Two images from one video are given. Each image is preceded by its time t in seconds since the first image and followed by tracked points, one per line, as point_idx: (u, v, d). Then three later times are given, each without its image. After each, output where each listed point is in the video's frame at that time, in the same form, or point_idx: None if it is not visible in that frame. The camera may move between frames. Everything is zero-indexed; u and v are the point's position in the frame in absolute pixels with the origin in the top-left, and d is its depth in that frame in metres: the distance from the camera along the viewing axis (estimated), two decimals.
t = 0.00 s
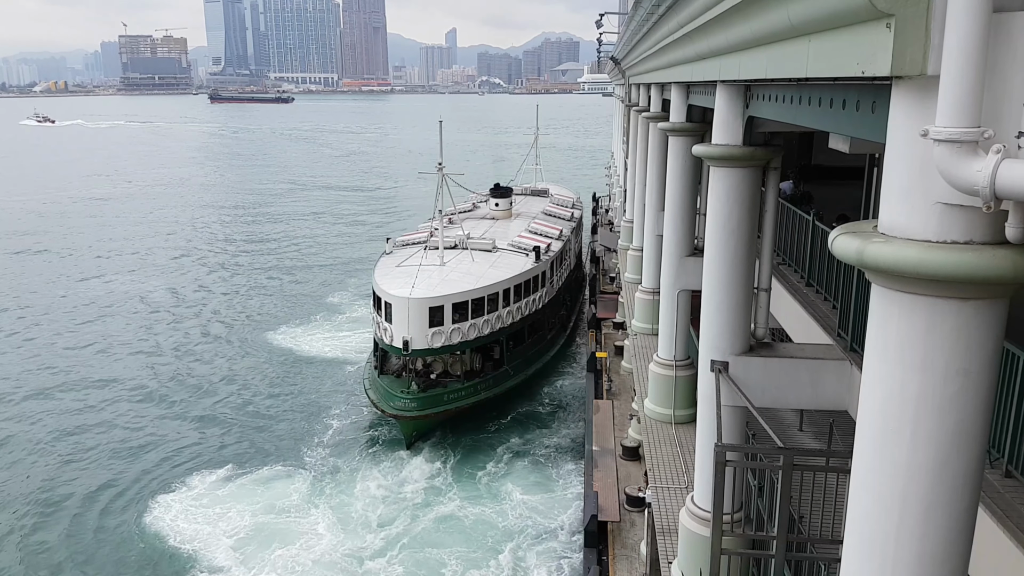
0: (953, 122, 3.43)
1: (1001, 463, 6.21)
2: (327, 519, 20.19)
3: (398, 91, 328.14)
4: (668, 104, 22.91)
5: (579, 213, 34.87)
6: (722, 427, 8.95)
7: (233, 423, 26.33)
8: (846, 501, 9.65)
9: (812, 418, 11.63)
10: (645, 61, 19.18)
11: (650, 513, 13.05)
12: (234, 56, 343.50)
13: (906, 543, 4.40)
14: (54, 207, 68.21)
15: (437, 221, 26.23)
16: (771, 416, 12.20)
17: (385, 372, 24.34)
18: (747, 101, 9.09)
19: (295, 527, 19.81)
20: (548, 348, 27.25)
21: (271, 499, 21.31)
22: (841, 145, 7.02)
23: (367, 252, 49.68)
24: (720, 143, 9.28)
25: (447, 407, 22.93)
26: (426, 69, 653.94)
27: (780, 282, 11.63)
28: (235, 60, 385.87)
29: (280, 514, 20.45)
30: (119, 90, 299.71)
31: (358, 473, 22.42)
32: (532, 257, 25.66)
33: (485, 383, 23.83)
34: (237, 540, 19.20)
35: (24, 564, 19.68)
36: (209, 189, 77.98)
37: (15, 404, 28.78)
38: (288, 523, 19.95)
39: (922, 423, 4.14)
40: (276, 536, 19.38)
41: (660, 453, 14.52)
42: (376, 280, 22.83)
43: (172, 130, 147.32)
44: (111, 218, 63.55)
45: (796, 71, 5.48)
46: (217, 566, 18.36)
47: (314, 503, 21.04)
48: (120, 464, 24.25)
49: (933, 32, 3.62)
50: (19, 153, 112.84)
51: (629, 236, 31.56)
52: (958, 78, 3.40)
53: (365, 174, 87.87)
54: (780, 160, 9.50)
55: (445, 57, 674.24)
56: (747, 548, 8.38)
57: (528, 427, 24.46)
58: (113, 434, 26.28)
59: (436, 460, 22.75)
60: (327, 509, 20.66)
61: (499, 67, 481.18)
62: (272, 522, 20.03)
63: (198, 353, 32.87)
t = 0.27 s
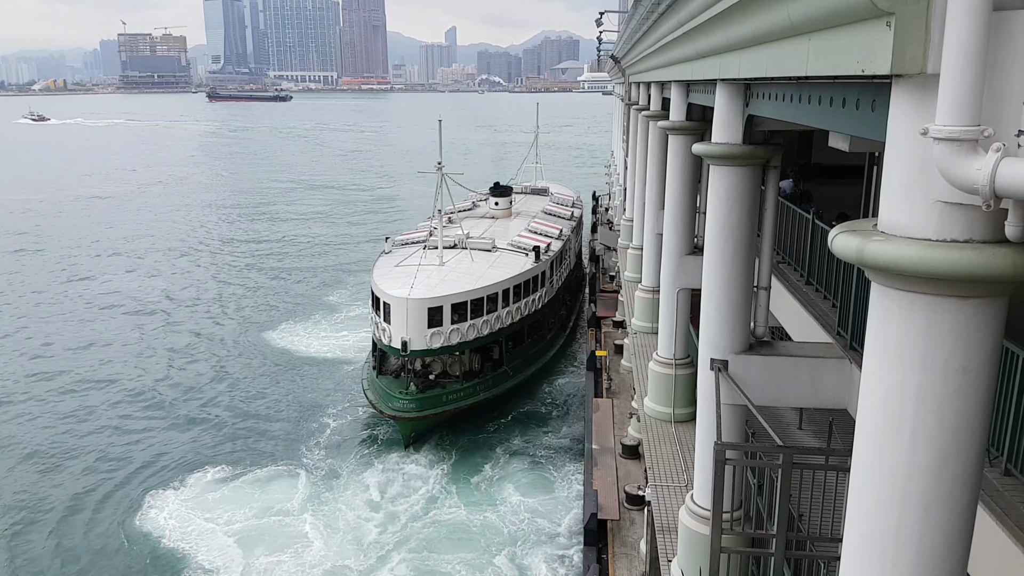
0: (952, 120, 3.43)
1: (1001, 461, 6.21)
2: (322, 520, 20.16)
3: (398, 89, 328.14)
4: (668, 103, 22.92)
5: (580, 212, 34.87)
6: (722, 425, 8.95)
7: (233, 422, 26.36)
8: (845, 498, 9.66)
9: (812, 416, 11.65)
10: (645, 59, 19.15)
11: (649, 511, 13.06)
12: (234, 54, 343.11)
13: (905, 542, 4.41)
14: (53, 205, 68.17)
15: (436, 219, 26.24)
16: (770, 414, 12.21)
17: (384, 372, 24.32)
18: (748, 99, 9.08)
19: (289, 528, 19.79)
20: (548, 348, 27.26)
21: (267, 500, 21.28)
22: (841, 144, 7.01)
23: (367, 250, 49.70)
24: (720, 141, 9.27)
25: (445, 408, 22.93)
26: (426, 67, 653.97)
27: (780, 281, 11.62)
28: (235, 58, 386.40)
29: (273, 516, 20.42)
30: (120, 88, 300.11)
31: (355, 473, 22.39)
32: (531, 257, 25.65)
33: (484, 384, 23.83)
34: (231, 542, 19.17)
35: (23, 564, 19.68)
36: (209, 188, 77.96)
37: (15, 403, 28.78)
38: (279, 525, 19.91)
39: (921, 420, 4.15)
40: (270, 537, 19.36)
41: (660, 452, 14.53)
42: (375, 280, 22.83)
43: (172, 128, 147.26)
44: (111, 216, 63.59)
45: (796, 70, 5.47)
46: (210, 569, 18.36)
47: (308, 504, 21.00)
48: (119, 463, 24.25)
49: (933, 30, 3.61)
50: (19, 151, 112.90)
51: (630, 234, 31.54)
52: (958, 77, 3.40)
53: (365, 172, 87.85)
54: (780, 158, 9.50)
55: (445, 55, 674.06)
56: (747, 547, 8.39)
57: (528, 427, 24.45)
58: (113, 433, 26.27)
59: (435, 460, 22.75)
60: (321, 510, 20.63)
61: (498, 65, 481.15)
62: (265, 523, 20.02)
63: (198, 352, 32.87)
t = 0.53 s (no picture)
0: (952, 119, 3.43)
1: (1001, 460, 6.21)
2: (317, 522, 20.10)
3: (398, 88, 328.02)
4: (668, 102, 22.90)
5: (579, 211, 34.86)
6: (721, 425, 8.95)
7: (232, 422, 26.36)
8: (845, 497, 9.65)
9: (811, 415, 11.65)
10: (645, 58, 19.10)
11: (649, 510, 13.07)
12: (233, 53, 342.96)
13: (906, 541, 4.41)
14: (52, 204, 68.12)
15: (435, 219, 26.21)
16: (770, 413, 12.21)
17: (382, 373, 24.29)
18: (747, 98, 9.06)
19: (283, 530, 19.73)
20: (547, 348, 27.25)
21: (264, 501, 21.25)
22: (841, 143, 7.00)
23: (367, 249, 49.69)
24: (720, 140, 9.26)
25: (443, 409, 22.91)
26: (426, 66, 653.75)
27: (780, 280, 11.62)
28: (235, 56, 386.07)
29: (268, 517, 20.38)
30: (120, 87, 300.09)
31: (352, 475, 22.36)
32: (531, 257, 25.64)
33: (482, 385, 23.82)
34: (225, 544, 19.13)
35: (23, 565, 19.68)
36: (209, 187, 77.93)
37: (15, 403, 28.78)
38: (271, 527, 19.84)
39: (920, 419, 4.15)
40: (264, 539, 19.31)
41: (660, 451, 14.53)
42: (374, 280, 22.81)
43: (171, 127, 147.24)
44: (111, 215, 63.60)
45: (796, 68, 5.46)
46: (204, 569, 18.33)
47: (303, 506, 20.96)
48: (120, 463, 24.25)
49: (932, 30, 3.61)
50: (19, 150, 112.93)
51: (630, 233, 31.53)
52: (958, 76, 3.40)
53: (365, 171, 87.81)
54: (780, 157, 9.49)
55: (445, 54, 673.71)
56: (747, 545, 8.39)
57: (527, 428, 24.43)
58: (112, 433, 26.26)
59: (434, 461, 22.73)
60: (316, 512, 20.59)
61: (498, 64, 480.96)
62: (258, 524, 19.99)
63: (198, 352, 32.86)
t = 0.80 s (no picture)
0: (953, 118, 3.42)
1: (1001, 460, 6.21)
2: (314, 524, 20.05)
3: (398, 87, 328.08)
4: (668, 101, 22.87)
5: (579, 210, 34.85)
6: (721, 424, 8.94)
7: (232, 421, 26.37)
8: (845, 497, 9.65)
9: (812, 414, 11.65)
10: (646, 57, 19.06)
11: (650, 509, 13.07)
12: (234, 52, 342.69)
13: (906, 541, 4.41)
14: (51, 203, 68.08)
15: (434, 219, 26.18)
16: (770, 413, 12.20)
17: (381, 374, 24.23)
18: (747, 97, 9.05)
19: (277, 531, 19.70)
20: (547, 348, 27.21)
21: (260, 502, 21.23)
22: (842, 142, 7.00)
23: (367, 249, 49.68)
24: (720, 139, 9.24)
25: (443, 410, 22.78)
26: (426, 65, 653.74)
27: (780, 279, 11.61)
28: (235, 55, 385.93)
29: (263, 518, 20.33)
30: (120, 86, 300.12)
31: (350, 476, 22.32)
32: (530, 257, 25.64)
33: (481, 387, 23.72)
34: (218, 546, 19.08)
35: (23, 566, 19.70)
36: (209, 186, 77.86)
37: (15, 403, 28.80)
38: (265, 529, 19.78)
39: (922, 419, 4.14)
40: (258, 541, 19.26)
41: (660, 450, 14.53)
42: (373, 281, 22.78)
43: (171, 126, 147.22)
44: (111, 214, 63.59)
45: (797, 67, 5.45)
46: (197, 571, 18.32)
47: (299, 507, 20.92)
48: (119, 463, 24.25)
49: (933, 29, 3.60)
50: (19, 149, 112.93)
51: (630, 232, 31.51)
52: (958, 75, 3.39)
53: (365, 171, 87.79)
54: (781, 156, 9.48)
55: (445, 53, 673.64)
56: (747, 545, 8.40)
57: (526, 429, 24.39)
58: (112, 433, 26.26)
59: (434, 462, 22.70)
60: (312, 513, 20.55)
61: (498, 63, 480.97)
62: (253, 524, 19.97)
63: (198, 351, 32.87)
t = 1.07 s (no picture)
0: (955, 117, 3.41)
1: (1001, 459, 6.22)
2: (309, 525, 20.01)
3: (398, 86, 328.11)
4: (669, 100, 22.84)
5: (579, 210, 34.84)
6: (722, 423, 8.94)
7: (233, 421, 26.38)
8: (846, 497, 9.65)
9: (812, 414, 11.65)
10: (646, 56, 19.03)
11: (650, 509, 13.08)
12: (234, 51, 342.69)
13: (907, 540, 4.40)
14: (52, 203, 68.14)
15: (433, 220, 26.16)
16: (770, 412, 12.20)
17: (379, 375, 24.19)
18: (748, 96, 9.04)
19: (267, 532, 19.68)
20: (547, 349, 27.18)
21: (256, 502, 21.21)
22: (842, 142, 6.99)
23: (367, 249, 49.66)
24: (721, 138, 9.23)
25: (442, 412, 22.68)
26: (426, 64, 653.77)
27: (781, 279, 11.60)
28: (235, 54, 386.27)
29: (256, 520, 20.29)
30: (120, 85, 300.16)
31: (348, 476, 22.29)
32: (530, 258, 25.63)
33: (481, 388, 23.65)
34: (206, 549, 19.06)
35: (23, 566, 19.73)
36: (209, 186, 77.91)
37: (15, 403, 28.83)
38: (255, 531, 19.72)
39: (923, 418, 4.14)
40: (247, 545, 19.22)
41: (661, 449, 14.54)
42: (372, 282, 22.76)
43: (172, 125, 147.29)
44: (112, 213, 63.61)
45: (797, 66, 5.44)
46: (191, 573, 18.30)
47: (296, 508, 20.90)
48: (119, 462, 24.28)
49: (934, 28, 3.59)
50: (20, 149, 113.00)
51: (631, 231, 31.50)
52: (958, 74, 3.39)
53: (365, 170, 87.82)
54: (781, 156, 9.47)
55: (445, 53, 673.62)
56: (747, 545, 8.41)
57: (526, 431, 24.34)
58: (112, 433, 26.29)
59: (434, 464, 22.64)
60: (308, 515, 20.53)
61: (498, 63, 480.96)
62: (247, 526, 19.96)
63: (198, 351, 32.89)
